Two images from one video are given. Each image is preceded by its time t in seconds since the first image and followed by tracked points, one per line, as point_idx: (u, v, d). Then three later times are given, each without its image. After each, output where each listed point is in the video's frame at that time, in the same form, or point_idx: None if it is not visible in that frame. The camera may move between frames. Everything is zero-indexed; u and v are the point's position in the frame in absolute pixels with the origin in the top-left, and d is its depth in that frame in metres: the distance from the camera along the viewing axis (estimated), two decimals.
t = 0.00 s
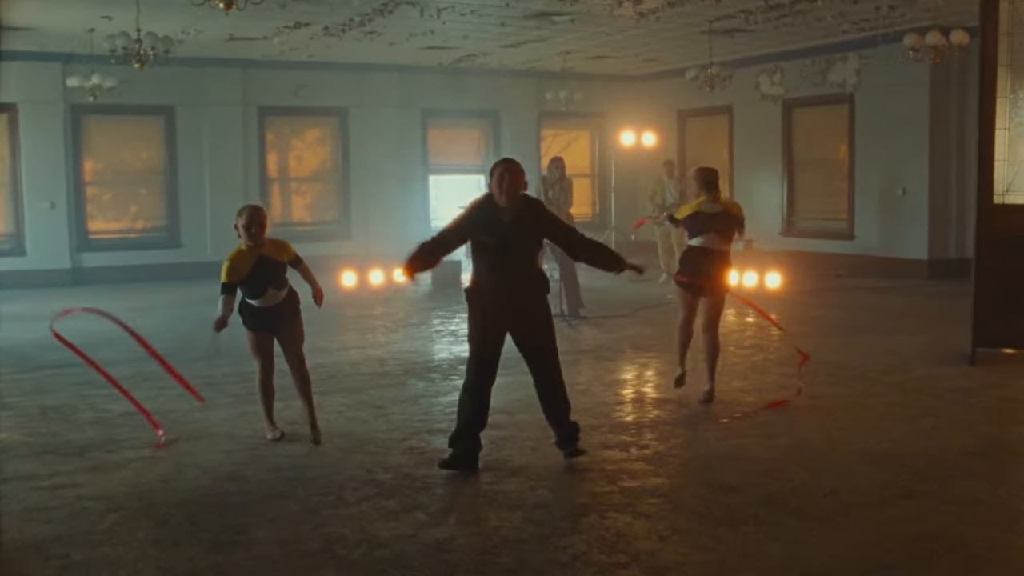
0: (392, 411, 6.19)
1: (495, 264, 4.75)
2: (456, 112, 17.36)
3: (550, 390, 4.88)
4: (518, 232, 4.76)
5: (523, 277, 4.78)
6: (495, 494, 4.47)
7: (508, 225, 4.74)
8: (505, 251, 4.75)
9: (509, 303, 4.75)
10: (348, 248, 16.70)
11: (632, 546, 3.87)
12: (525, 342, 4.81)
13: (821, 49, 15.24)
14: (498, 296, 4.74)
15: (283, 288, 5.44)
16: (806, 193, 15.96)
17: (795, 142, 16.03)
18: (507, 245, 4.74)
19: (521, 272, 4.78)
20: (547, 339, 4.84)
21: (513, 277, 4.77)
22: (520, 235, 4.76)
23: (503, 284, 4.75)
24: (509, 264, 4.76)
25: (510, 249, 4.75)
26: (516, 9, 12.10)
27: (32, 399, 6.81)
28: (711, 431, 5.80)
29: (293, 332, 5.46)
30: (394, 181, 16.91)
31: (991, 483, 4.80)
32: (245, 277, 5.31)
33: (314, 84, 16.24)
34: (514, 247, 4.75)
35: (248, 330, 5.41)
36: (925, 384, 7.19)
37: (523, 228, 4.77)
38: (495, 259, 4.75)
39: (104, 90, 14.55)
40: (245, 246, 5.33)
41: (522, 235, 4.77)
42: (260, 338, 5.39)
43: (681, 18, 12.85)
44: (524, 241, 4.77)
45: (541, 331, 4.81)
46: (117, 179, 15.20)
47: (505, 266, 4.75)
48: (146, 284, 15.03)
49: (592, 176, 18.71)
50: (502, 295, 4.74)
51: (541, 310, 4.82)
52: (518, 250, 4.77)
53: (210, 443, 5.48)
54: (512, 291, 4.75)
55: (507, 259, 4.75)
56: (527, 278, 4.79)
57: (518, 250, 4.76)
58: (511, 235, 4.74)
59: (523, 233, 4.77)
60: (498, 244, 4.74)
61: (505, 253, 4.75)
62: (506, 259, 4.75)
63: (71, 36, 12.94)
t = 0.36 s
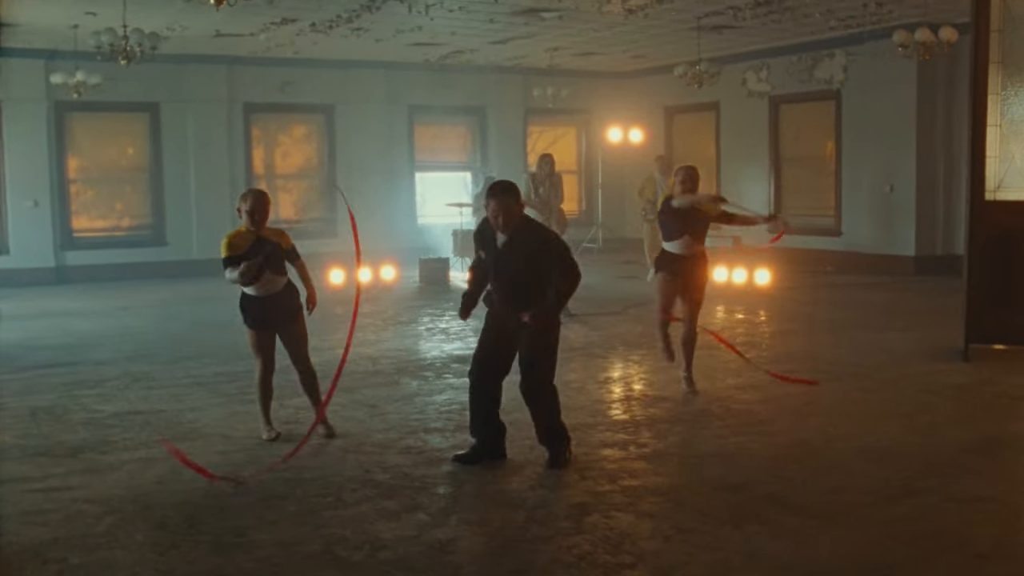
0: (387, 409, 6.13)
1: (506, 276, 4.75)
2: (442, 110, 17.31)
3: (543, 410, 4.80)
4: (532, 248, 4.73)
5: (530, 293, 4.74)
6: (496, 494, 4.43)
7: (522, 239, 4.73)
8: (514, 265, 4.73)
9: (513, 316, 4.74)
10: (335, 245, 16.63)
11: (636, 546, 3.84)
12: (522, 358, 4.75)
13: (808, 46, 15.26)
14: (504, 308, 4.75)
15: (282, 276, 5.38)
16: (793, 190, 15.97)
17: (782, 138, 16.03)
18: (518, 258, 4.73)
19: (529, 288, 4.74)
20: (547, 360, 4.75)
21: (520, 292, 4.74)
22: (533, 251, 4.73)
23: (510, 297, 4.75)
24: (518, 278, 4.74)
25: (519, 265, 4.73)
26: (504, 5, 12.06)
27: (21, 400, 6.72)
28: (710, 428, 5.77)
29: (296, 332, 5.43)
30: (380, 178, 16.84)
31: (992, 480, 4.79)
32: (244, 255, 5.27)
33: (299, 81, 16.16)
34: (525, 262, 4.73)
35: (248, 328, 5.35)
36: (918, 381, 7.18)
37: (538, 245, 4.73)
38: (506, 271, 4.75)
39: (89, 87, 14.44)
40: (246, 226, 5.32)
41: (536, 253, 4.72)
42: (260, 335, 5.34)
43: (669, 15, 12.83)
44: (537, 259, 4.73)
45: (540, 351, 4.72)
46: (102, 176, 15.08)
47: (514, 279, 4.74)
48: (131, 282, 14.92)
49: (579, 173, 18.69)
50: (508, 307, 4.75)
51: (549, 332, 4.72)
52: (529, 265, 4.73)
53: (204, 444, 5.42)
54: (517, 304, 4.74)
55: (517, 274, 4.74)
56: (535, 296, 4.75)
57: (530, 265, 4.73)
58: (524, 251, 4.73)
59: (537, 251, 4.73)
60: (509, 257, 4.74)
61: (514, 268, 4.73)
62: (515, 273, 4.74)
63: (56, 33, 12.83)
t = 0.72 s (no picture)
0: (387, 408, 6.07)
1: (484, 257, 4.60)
2: (436, 107, 17.24)
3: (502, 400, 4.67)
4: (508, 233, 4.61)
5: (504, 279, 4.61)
6: (501, 495, 4.38)
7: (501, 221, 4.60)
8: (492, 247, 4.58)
9: (486, 301, 4.60)
10: (328, 243, 16.55)
11: (645, 548, 3.80)
12: (491, 347, 4.61)
13: (802, 44, 15.24)
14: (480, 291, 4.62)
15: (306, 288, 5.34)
16: (787, 188, 15.94)
17: (776, 136, 16.01)
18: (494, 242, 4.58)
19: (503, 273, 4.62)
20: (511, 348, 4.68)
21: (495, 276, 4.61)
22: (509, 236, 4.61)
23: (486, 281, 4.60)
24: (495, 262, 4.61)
25: (496, 248, 4.59)
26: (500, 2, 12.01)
27: (16, 400, 6.65)
28: (714, 428, 5.73)
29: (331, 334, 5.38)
30: (373, 175, 16.76)
31: (999, 480, 4.75)
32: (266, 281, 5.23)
33: (293, 78, 16.08)
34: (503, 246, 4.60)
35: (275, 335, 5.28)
36: (919, 380, 7.15)
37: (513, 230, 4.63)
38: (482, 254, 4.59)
39: (82, 83, 14.35)
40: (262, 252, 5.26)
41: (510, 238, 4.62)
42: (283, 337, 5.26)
43: (665, 12, 12.78)
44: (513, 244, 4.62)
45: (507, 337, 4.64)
46: (95, 174, 14.97)
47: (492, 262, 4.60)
48: (122, 280, 14.81)
49: (572, 170, 18.65)
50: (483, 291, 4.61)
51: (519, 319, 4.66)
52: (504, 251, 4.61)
53: (203, 444, 5.36)
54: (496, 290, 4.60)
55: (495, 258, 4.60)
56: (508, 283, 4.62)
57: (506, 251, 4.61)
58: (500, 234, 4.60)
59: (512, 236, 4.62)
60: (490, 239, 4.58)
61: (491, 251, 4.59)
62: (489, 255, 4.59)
63: (47, 29, 12.73)
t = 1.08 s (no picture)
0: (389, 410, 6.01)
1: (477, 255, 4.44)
2: (433, 107, 17.17)
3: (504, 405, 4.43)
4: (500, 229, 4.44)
5: (500, 276, 4.42)
6: (509, 499, 4.32)
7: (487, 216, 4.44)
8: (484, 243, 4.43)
9: (486, 301, 4.40)
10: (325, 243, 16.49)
11: (657, 553, 3.74)
12: (499, 347, 4.38)
13: (801, 44, 15.21)
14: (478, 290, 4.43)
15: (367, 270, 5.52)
16: (786, 189, 15.90)
17: (774, 136, 15.96)
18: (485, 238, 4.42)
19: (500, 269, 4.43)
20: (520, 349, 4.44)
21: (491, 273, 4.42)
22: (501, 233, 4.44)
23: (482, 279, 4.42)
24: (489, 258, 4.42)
25: (487, 243, 4.42)
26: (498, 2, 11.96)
27: (15, 402, 6.58)
28: (721, 431, 5.67)
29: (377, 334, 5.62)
30: (370, 176, 16.71)
31: (1011, 483, 4.70)
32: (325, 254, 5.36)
33: (289, 78, 16.01)
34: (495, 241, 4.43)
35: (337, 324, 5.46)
36: (924, 382, 7.10)
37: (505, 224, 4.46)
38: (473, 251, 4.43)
39: (78, 83, 14.28)
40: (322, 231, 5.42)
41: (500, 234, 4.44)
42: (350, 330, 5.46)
43: (664, 12, 12.73)
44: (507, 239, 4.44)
45: (514, 336, 4.40)
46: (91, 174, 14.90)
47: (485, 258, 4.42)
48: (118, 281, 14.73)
49: (570, 171, 18.60)
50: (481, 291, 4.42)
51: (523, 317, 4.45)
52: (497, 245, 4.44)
53: (205, 447, 5.29)
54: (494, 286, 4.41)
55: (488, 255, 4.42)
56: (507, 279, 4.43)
57: (498, 247, 4.43)
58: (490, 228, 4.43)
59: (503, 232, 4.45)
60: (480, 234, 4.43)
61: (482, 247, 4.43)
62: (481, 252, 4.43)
63: (43, 28, 12.65)
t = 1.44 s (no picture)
0: (390, 415, 5.93)
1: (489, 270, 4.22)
2: (431, 109, 17.09)
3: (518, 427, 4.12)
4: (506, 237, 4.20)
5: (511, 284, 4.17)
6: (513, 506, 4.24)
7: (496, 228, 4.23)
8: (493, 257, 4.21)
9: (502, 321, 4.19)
10: (324, 246, 16.41)
11: (665, 562, 3.67)
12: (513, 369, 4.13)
13: (802, 45, 15.14)
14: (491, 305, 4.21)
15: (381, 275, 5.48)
16: (786, 190, 15.84)
17: (775, 138, 15.90)
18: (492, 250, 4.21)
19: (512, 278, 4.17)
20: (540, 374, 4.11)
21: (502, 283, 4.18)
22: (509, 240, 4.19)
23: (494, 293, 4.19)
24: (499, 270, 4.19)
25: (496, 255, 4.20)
26: (498, 3, 11.88)
27: (10, 408, 6.50)
28: (726, 436, 5.60)
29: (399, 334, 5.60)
30: (369, 178, 16.63)
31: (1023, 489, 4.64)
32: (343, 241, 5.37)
33: (288, 80, 15.94)
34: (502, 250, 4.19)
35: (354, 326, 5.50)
36: (929, 385, 7.03)
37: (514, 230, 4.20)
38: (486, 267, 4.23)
39: (76, 85, 14.20)
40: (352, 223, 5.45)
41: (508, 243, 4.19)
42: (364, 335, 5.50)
43: (664, 13, 12.66)
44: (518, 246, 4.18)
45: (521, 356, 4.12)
46: (89, 177, 14.82)
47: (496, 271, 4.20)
48: (115, 284, 14.65)
49: (569, 173, 18.52)
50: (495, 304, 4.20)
51: (547, 323, 4.16)
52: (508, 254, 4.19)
53: (203, 454, 5.21)
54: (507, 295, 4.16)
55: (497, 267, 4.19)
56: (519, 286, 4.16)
57: (506, 256, 4.18)
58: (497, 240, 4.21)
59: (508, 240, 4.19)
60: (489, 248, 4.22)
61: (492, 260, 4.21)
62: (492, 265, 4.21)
63: (42, 30, 12.58)
